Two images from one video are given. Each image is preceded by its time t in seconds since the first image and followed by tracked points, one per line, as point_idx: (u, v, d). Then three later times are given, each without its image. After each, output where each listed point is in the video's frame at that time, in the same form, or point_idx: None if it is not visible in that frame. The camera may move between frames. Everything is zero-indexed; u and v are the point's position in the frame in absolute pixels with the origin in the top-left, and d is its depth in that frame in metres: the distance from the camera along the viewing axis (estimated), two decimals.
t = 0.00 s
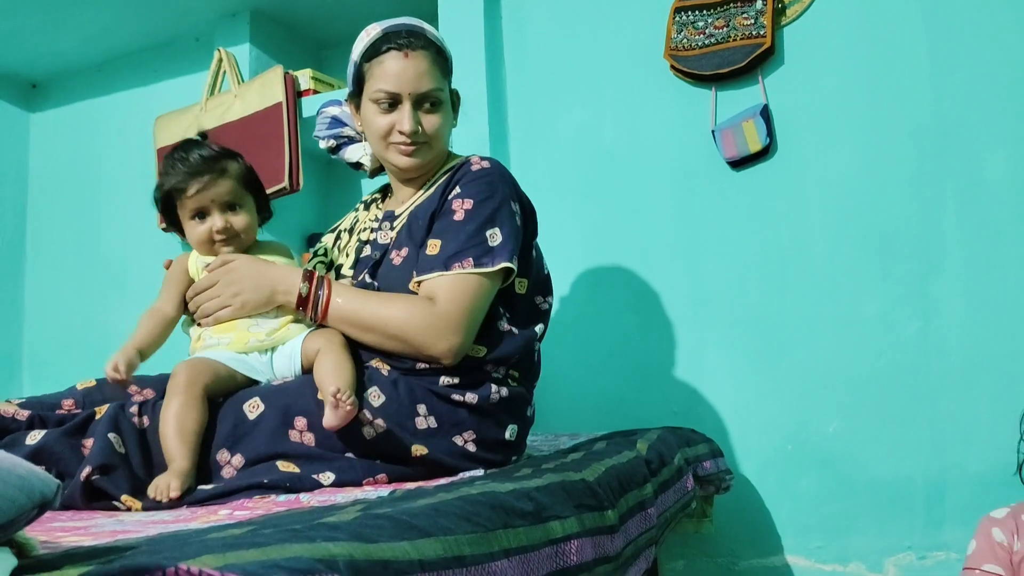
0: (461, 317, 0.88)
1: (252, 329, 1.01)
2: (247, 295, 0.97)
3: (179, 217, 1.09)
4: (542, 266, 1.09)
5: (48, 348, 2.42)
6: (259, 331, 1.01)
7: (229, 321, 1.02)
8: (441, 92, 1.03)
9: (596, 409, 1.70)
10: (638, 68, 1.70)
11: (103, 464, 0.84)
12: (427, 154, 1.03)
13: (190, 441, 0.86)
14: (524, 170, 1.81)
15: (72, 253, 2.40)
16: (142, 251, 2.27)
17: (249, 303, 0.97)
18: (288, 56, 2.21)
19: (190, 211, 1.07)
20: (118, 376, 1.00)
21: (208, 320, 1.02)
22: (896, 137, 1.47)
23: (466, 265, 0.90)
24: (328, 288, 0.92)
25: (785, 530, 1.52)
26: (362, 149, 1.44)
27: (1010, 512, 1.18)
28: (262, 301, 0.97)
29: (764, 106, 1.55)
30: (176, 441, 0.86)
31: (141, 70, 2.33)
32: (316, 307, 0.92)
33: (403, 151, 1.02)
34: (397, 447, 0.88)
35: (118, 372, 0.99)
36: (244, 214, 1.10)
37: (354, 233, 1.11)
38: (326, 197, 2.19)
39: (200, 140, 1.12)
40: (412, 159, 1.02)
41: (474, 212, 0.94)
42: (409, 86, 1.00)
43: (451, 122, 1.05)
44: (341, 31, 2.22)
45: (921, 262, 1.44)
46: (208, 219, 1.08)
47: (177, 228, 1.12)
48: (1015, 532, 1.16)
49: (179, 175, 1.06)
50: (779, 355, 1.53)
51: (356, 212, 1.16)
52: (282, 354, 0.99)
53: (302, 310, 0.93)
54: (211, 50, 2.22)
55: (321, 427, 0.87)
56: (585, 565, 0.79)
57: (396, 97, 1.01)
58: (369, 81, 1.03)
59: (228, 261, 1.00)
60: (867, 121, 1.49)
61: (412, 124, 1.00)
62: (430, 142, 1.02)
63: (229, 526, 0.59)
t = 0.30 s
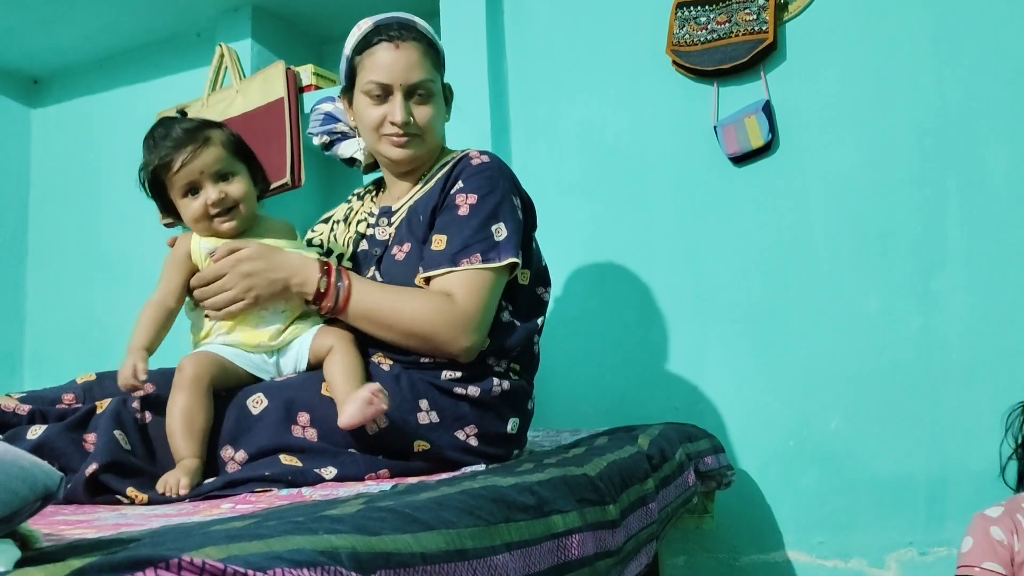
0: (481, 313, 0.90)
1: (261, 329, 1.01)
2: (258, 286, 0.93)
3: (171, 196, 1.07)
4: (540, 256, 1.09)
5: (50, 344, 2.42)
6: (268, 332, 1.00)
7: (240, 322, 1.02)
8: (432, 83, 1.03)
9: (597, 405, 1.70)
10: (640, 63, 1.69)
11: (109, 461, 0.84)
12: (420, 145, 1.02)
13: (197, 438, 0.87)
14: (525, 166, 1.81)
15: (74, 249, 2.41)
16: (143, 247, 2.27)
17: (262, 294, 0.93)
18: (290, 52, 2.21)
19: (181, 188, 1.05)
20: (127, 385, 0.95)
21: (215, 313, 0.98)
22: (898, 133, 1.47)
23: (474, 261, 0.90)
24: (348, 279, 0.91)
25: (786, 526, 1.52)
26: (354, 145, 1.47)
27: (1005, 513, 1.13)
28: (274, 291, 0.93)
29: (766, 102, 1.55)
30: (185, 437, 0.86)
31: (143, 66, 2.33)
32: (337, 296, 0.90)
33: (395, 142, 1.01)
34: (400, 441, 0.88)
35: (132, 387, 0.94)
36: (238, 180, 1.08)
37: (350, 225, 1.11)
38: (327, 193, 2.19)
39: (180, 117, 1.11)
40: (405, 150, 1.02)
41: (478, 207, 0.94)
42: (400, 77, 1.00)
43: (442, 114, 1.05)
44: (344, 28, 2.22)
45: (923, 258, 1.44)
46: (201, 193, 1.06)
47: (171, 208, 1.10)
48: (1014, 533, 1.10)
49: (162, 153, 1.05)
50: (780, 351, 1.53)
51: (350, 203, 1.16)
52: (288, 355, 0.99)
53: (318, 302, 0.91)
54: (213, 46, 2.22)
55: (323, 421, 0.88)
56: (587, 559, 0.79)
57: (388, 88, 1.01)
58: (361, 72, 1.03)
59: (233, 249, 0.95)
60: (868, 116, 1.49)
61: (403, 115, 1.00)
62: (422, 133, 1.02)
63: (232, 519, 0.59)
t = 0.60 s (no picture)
0: (490, 304, 0.90)
1: (282, 286, 0.92)
2: (284, 240, 0.88)
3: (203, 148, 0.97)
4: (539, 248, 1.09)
5: (53, 339, 2.43)
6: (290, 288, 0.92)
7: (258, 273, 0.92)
8: (422, 73, 1.03)
9: (600, 400, 1.70)
10: (642, 58, 1.69)
11: (115, 458, 0.85)
12: (409, 135, 1.02)
13: (194, 444, 0.86)
14: (528, 161, 1.80)
15: (77, 244, 2.41)
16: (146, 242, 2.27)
17: (287, 250, 0.88)
18: (294, 46, 2.20)
19: (216, 140, 0.95)
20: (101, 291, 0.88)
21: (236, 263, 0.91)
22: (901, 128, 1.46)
23: (480, 251, 0.90)
24: (376, 251, 0.87)
25: (788, 522, 1.52)
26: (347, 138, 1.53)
27: (999, 513, 1.13)
28: (300, 247, 0.89)
29: (769, 97, 1.55)
30: (182, 445, 0.86)
31: (146, 61, 2.33)
32: (362, 267, 0.87)
33: (384, 132, 1.01)
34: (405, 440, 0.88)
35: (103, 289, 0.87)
36: (278, 143, 0.98)
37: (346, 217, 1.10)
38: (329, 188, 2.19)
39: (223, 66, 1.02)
40: (395, 139, 1.01)
41: (482, 197, 0.94)
42: (387, 66, 1.01)
43: (433, 104, 1.04)
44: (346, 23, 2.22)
45: (927, 254, 1.43)
46: (238, 149, 0.96)
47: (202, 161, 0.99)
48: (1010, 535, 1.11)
49: (202, 102, 0.95)
50: (783, 346, 1.53)
51: (346, 195, 1.16)
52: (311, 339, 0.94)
53: (342, 268, 0.88)
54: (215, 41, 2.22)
55: (327, 423, 0.87)
56: (590, 553, 0.79)
57: (376, 77, 1.01)
58: (351, 63, 1.03)
59: (262, 198, 0.89)
60: (872, 111, 1.49)
61: (390, 103, 1.00)
62: (412, 123, 1.02)
63: (235, 512, 0.59)
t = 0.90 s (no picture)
0: (502, 297, 0.90)
1: (307, 259, 0.93)
2: (302, 217, 0.92)
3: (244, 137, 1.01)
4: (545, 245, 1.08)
5: (54, 333, 2.43)
6: (315, 262, 0.93)
7: (284, 246, 0.94)
8: (422, 65, 1.01)
9: (601, 395, 1.69)
10: (644, 52, 1.68)
11: (110, 448, 0.85)
12: (409, 129, 1.02)
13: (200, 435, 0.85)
14: (529, 155, 1.80)
15: (78, 238, 2.41)
16: (147, 237, 2.27)
17: (305, 226, 0.92)
18: (294, 41, 2.20)
19: (257, 128, 0.99)
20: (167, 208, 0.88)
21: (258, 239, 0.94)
22: (904, 122, 1.46)
23: (488, 247, 0.90)
24: (389, 238, 0.89)
25: (789, 516, 1.52)
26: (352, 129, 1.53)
27: (995, 507, 1.12)
28: (316, 228, 0.92)
29: (772, 90, 1.54)
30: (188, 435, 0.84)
31: (146, 55, 2.32)
32: (373, 253, 0.89)
33: (384, 127, 1.01)
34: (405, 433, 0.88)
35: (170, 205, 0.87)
36: (314, 135, 1.01)
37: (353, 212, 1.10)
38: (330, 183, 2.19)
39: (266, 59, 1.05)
40: (395, 134, 1.01)
41: (491, 192, 0.93)
42: (385, 61, 0.99)
43: (435, 96, 1.03)
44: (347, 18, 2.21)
45: (929, 248, 1.43)
46: (275, 138, 0.99)
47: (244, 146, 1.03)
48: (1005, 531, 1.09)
49: (245, 91, 0.99)
50: (785, 341, 1.52)
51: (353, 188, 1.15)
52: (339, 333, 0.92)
53: (354, 250, 0.90)
54: (216, 34, 2.21)
55: (327, 416, 0.87)
56: (589, 547, 0.79)
57: (374, 71, 1.00)
58: (352, 56, 1.02)
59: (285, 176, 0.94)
60: (875, 105, 1.48)
61: (388, 98, 0.99)
62: (411, 117, 1.01)
63: (232, 503, 0.59)
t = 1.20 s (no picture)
0: (510, 303, 0.90)
1: (307, 284, 0.97)
2: (303, 246, 0.94)
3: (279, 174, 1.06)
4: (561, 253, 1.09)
5: (59, 331, 2.43)
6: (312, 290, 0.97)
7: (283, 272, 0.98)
8: (434, 73, 1.00)
9: (606, 394, 1.69)
10: (649, 50, 1.68)
11: (114, 446, 0.85)
12: (421, 136, 1.02)
13: (217, 417, 0.84)
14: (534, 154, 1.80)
15: (83, 237, 2.41)
16: (152, 235, 2.27)
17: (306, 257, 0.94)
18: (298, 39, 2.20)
19: (295, 166, 1.04)
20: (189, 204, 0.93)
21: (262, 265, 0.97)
22: (911, 120, 1.45)
23: (503, 250, 0.90)
24: (386, 257, 0.91)
25: (794, 516, 1.51)
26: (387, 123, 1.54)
27: (992, 508, 1.12)
28: (315, 258, 0.94)
29: (778, 89, 1.53)
30: (206, 415, 0.84)
31: (151, 53, 2.32)
32: (372, 273, 0.91)
33: (396, 133, 1.02)
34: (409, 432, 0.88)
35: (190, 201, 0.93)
36: (343, 189, 1.06)
37: (372, 214, 1.09)
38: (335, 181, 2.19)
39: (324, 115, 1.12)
40: (407, 140, 1.02)
41: (508, 196, 0.94)
42: (397, 69, 0.99)
43: (449, 102, 1.02)
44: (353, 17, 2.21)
45: (935, 247, 1.42)
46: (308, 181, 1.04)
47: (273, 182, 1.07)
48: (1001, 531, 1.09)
49: (296, 132, 1.05)
50: (791, 341, 1.52)
51: (372, 190, 1.14)
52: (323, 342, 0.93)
53: (355, 274, 0.92)
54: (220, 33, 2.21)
55: (332, 415, 0.86)
56: (595, 547, 0.79)
57: (388, 78, 1.00)
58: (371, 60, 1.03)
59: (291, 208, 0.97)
60: (882, 104, 1.48)
61: (398, 106, 0.99)
62: (423, 123, 1.01)
63: (240, 504, 0.59)
